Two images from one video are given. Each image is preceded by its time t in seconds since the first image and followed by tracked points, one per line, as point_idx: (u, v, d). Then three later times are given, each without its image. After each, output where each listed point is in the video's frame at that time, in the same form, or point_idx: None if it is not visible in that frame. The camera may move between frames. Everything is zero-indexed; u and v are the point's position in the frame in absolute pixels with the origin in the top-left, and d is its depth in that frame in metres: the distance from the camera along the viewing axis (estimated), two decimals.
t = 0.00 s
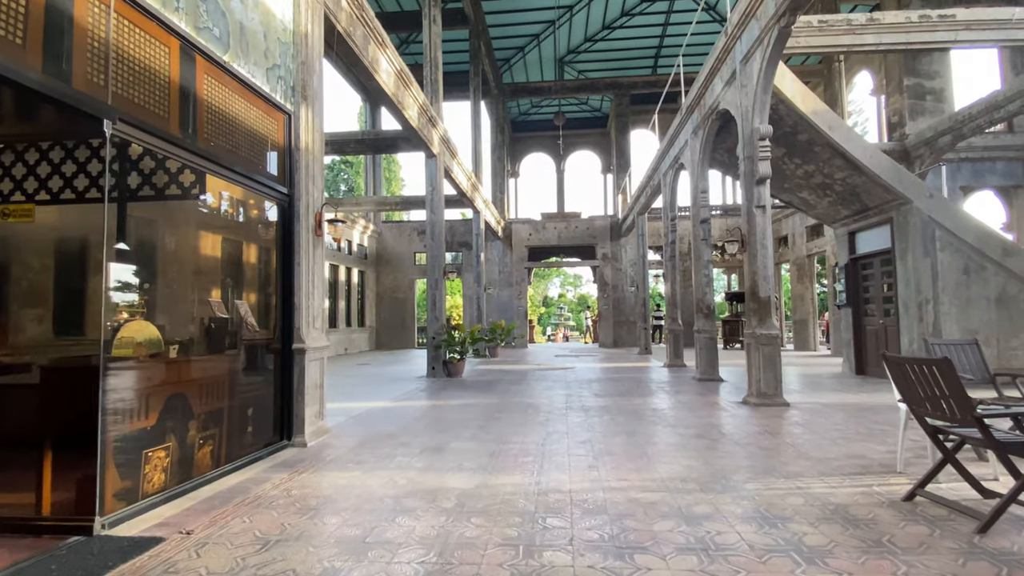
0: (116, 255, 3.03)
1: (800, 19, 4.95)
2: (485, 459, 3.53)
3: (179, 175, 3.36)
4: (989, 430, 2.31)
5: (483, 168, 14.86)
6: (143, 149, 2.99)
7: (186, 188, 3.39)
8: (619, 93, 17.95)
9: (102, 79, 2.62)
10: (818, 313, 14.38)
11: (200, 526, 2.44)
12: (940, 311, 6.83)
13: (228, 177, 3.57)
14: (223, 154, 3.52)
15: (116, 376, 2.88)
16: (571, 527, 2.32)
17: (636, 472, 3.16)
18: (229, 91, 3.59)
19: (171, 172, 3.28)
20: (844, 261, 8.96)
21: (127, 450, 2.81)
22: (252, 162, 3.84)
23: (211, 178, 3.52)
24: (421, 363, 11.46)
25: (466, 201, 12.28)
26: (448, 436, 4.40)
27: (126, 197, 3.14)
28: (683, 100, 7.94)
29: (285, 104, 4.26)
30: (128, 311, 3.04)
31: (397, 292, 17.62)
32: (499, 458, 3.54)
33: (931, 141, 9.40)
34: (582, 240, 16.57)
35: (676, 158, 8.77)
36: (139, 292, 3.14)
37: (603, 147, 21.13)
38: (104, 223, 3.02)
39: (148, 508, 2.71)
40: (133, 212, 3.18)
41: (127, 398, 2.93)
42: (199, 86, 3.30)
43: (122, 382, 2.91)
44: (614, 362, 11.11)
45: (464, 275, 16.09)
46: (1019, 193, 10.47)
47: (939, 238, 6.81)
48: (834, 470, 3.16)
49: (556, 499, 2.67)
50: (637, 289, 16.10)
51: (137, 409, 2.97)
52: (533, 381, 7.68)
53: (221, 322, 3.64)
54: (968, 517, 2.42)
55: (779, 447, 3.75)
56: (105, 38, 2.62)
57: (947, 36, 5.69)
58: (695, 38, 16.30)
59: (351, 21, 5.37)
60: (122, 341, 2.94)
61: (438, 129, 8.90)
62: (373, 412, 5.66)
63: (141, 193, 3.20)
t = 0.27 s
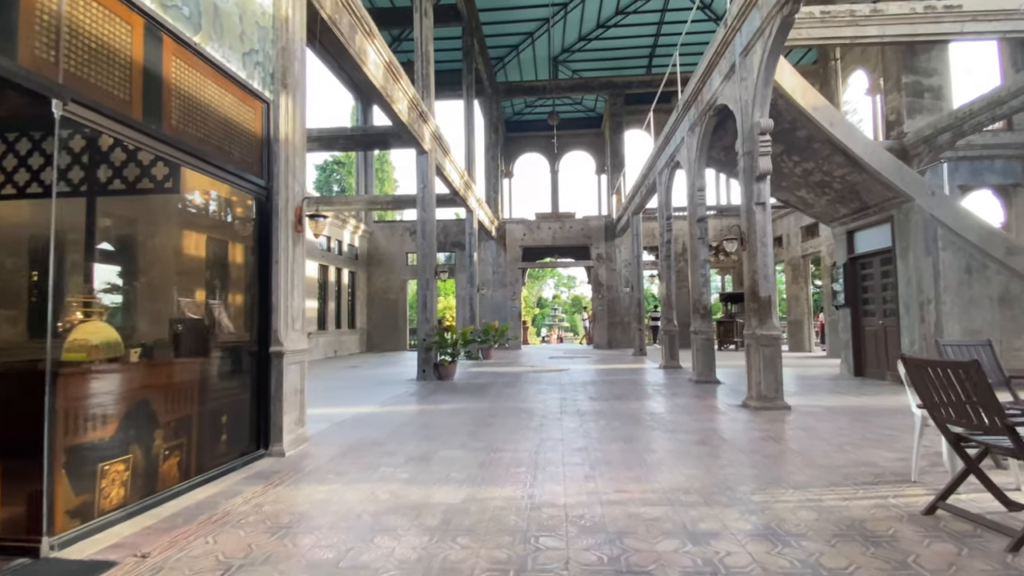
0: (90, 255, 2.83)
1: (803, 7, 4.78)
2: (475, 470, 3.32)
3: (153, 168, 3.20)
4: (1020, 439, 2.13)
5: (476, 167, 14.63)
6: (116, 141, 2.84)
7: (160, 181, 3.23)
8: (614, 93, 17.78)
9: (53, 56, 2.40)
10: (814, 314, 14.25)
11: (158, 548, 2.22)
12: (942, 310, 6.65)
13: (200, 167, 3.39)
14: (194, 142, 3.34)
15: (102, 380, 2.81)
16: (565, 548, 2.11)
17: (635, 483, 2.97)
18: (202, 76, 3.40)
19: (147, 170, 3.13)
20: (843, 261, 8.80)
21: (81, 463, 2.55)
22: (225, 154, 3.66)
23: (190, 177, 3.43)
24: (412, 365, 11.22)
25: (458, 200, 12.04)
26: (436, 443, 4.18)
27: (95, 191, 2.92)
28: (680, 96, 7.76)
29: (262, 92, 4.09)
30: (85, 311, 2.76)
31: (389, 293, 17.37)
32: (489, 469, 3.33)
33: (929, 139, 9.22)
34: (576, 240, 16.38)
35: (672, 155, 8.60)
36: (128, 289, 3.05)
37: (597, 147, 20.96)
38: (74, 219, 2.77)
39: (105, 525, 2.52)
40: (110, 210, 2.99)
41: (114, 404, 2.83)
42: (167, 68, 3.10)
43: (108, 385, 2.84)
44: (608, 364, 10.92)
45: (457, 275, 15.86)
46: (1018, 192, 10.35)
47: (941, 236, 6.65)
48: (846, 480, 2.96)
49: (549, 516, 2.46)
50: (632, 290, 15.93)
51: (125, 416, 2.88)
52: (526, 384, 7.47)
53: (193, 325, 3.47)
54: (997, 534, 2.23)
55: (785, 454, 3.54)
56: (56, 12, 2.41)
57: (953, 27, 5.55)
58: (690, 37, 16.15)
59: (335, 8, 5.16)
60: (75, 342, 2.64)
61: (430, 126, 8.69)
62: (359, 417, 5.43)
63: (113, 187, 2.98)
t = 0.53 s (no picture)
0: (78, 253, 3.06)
1: None
2: (466, 485, 3.13)
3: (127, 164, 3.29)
4: None
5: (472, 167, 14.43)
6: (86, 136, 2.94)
7: (135, 178, 3.33)
8: (611, 93, 17.61)
9: None
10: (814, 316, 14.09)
11: None
12: (948, 313, 6.46)
13: (165, 158, 3.40)
14: (157, 131, 3.35)
15: (87, 385, 3.03)
16: None
17: (637, 500, 2.78)
18: (166, 63, 3.43)
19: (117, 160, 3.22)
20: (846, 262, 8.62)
21: (28, 485, 2.50)
22: (196, 144, 3.65)
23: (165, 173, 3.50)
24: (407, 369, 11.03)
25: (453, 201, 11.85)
26: (427, 453, 3.99)
27: (66, 187, 3.03)
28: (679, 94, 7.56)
29: (240, 83, 4.07)
30: (35, 316, 2.74)
31: (385, 296, 17.16)
32: (482, 484, 3.15)
33: (932, 139, 9.01)
34: (573, 242, 16.21)
35: (669, 154, 8.45)
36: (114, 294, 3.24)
37: (594, 148, 20.80)
38: (40, 216, 2.88)
39: (57, 553, 2.40)
40: (91, 211, 3.17)
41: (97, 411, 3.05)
42: (127, 54, 3.14)
43: (93, 392, 3.05)
44: (606, 367, 10.74)
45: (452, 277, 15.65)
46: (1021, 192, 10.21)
47: (946, 237, 6.48)
48: (860, 495, 2.79)
49: (544, 539, 2.28)
50: (630, 292, 15.76)
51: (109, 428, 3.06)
52: (523, 388, 7.28)
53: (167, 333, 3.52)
54: None
55: (793, 465, 3.36)
56: None
57: (959, 21, 5.39)
58: (687, 37, 16.01)
59: None
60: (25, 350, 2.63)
61: (423, 123, 8.50)
62: (348, 425, 5.23)
63: (83, 185, 3.11)
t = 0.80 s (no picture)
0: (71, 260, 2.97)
1: None
2: (458, 505, 2.90)
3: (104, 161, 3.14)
4: None
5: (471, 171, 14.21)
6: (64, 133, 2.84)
7: (113, 176, 3.19)
8: (611, 96, 17.41)
9: None
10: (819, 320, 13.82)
11: None
12: (965, 316, 6.17)
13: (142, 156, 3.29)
14: (134, 125, 3.24)
15: (78, 393, 2.96)
16: None
17: (645, 522, 2.54)
18: (143, 54, 3.32)
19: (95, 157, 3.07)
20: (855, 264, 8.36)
21: None
22: (174, 139, 3.55)
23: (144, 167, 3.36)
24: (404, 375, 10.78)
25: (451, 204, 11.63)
26: (418, 467, 3.75)
27: (41, 187, 2.86)
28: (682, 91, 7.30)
29: (221, 75, 3.96)
30: None
31: (383, 301, 16.92)
32: (475, 504, 2.91)
33: (941, 137, 8.67)
34: (573, 245, 15.97)
35: (672, 154, 8.23)
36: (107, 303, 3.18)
37: (595, 151, 20.60)
38: (17, 217, 2.70)
39: None
40: (83, 215, 3.07)
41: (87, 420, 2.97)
42: (100, 43, 3.02)
43: (84, 401, 2.99)
44: (608, 372, 10.48)
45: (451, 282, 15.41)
46: None
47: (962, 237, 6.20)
48: (889, 516, 2.54)
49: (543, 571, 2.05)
50: (632, 296, 15.51)
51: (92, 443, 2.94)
52: (522, 396, 7.03)
53: (132, 335, 3.29)
54: None
55: (811, 481, 3.11)
56: None
57: (973, 11, 5.18)
58: (688, 38, 15.82)
59: None
60: None
61: (419, 123, 8.29)
62: (337, 436, 4.97)
63: (59, 184, 2.93)
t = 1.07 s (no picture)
0: (67, 264, 2.90)
1: None
2: (454, 530, 2.67)
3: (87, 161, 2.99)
4: None
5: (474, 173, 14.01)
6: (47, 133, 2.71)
7: (94, 176, 3.02)
8: (616, 97, 17.16)
9: None
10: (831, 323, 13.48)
11: None
12: (991, 319, 5.91)
13: (113, 150, 3.04)
14: (105, 118, 2.99)
15: (80, 399, 2.91)
16: None
17: (655, 549, 2.30)
18: (115, 43, 3.08)
19: (72, 153, 2.89)
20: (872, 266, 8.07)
21: None
22: (152, 134, 3.30)
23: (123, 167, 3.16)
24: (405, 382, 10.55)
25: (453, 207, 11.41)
26: (413, 483, 3.52)
27: (23, 187, 2.70)
28: (689, 89, 7.04)
29: (206, 68, 3.68)
30: None
31: (386, 305, 16.71)
32: (471, 528, 2.68)
33: (958, 134, 8.44)
34: (579, 248, 15.73)
35: (680, 154, 7.99)
36: (105, 310, 3.12)
37: (600, 153, 20.36)
38: None
39: None
40: (80, 219, 2.99)
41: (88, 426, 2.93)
42: (65, 29, 2.78)
43: (84, 407, 2.93)
44: (615, 378, 10.21)
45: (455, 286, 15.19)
46: None
47: (986, 237, 5.96)
48: (928, 544, 2.29)
49: None
50: (639, 300, 15.23)
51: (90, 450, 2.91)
52: (526, 404, 6.78)
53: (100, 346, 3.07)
54: None
55: (838, 502, 2.86)
56: None
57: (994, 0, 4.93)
58: (694, 38, 15.56)
59: None
60: None
61: (420, 124, 8.08)
62: (329, 446, 4.74)
63: (40, 184, 2.77)
